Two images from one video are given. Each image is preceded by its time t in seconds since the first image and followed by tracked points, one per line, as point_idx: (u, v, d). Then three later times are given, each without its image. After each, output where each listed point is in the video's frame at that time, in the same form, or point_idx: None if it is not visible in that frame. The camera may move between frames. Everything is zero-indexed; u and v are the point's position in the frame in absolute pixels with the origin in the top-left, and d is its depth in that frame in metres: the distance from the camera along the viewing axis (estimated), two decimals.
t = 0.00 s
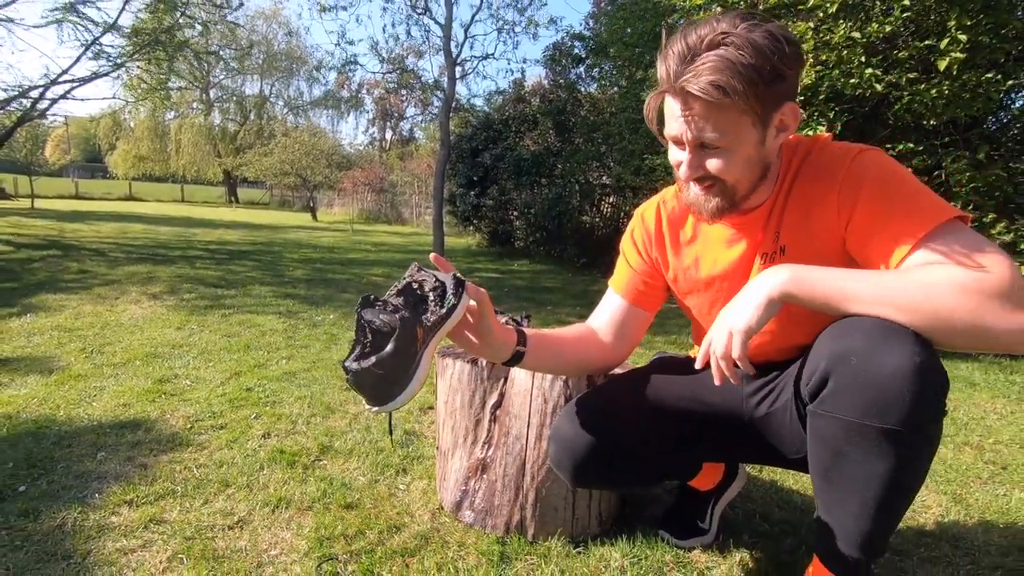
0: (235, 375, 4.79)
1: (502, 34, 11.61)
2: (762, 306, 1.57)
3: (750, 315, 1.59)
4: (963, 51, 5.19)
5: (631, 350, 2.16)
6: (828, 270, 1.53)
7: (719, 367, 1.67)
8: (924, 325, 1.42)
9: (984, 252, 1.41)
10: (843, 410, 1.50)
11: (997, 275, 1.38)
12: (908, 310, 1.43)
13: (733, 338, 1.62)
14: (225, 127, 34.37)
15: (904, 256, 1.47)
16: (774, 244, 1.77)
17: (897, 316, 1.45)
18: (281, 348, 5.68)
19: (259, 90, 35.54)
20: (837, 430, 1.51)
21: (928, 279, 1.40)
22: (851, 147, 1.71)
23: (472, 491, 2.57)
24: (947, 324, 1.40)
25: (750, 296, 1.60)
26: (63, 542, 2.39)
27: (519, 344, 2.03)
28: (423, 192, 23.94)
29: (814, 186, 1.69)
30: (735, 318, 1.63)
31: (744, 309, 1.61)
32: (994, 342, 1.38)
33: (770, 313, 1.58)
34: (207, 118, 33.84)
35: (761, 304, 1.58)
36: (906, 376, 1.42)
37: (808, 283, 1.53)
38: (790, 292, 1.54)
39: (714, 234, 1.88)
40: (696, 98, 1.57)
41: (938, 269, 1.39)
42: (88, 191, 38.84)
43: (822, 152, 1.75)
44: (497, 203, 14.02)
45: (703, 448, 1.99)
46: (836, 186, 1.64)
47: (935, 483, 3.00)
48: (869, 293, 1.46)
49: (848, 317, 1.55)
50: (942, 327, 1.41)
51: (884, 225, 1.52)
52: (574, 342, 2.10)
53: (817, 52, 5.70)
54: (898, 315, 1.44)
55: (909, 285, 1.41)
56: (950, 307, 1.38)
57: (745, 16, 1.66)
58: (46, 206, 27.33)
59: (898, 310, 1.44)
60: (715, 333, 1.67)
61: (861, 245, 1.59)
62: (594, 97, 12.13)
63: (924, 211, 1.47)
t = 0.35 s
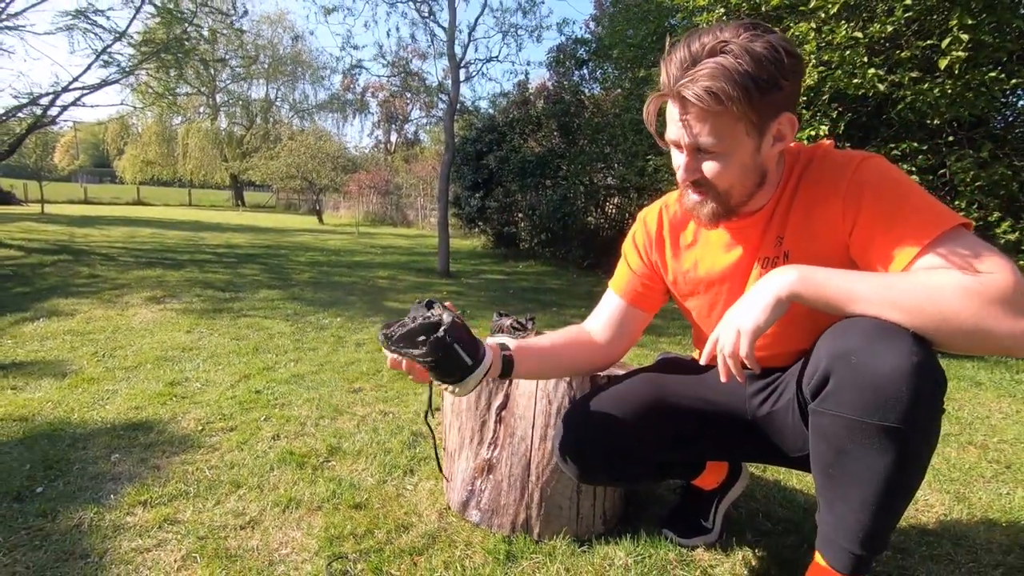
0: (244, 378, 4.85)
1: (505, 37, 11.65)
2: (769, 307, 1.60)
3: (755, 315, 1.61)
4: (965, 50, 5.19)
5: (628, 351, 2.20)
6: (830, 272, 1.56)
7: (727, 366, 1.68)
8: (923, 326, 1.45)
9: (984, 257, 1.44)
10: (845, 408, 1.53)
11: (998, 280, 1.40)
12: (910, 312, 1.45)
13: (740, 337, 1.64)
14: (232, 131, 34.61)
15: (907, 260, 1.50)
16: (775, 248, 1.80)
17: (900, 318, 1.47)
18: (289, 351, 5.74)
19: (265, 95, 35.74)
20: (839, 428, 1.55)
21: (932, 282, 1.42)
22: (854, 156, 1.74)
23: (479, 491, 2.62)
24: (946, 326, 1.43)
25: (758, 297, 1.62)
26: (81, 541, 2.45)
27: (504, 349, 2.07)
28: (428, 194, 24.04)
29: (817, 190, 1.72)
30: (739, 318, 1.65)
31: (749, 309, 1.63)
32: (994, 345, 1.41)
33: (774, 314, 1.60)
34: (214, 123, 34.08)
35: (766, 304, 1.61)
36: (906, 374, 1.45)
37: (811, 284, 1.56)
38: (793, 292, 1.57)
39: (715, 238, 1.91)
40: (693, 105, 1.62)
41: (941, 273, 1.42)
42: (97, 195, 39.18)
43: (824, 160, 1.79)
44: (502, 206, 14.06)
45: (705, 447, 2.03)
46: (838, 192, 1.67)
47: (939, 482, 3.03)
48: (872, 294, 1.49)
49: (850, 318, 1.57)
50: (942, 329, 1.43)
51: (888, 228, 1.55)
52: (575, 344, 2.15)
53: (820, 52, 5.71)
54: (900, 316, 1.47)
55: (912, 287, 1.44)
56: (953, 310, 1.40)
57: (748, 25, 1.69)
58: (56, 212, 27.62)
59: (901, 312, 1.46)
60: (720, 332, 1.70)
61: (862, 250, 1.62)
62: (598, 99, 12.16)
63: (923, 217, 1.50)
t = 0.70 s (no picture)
0: (251, 383, 4.88)
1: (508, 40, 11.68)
2: (773, 309, 1.60)
3: (760, 317, 1.61)
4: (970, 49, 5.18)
5: (632, 358, 2.22)
6: (834, 275, 1.56)
7: (731, 370, 1.69)
8: (927, 329, 1.45)
9: (988, 258, 1.44)
10: (848, 411, 1.54)
11: (1004, 281, 1.40)
12: (913, 315, 1.45)
13: (744, 342, 1.64)
14: (237, 137, 34.84)
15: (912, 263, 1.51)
16: (778, 251, 1.80)
17: (904, 321, 1.47)
18: (295, 355, 5.78)
19: (270, 100, 35.96)
20: (842, 431, 1.55)
21: (937, 283, 1.43)
22: (857, 157, 1.75)
23: (484, 493, 2.62)
24: (951, 328, 1.42)
25: (762, 300, 1.62)
26: (91, 545, 2.47)
27: (509, 354, 2.10)
28: (433, 197, 24.12)
29: (819, 193, 1.73)
30: (745, 321, 1.65)
31: (756, 311, 1.63)
32: (1000, 349, 1.40)
33: (780, 316, 1.60)
34: (220, 128, 34.30)
35: (772, 306, 1.60)
36: (909, 376, 1.46)
37: (816, 287, 1.56)
38: (797, 295, 1.58)
39: (717, 242, 1.92)
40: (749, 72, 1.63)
41: (946, 275, 1.42)
42: (104, 202, 39.51)
43: (826, 162, 1.80)
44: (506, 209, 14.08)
45: (711, 449, 2.03)
46: (842, 193, 1.68)
47: (947, 483, 3.01)
48: (877, 297, 1.49)
49: (855, 320, 1.58)
50: (945, 333, 1.44)
51: (892, 228, 1.55)
52: (579, 349, 2.15)
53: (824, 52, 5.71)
54: (903, 320, 1.47)
55: (916, 290, 1.45)
56: (959, 312, 1.40)
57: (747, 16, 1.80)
58: (64, 218, 27.86)
59: (904, 315, 1.46)
60: (725, 335, 1.70)
61: (864, 252, 1.63)
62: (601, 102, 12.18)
63: (926, 217, 1.51)
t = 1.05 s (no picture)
0: (254, 384, 4.90)
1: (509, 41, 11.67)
2: (768, 310, 1.60)
3: (755, 317, 1.61)
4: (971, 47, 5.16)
5: (631, 358, 2.22)
6: (827, 275, 1.56)
7: (728, 370, 1.68)
8: (921, 325, 1.45)
9: (982, 253, 1.43)
10: (844, 408, 1.54)
11: (998, 275, 1.39)
12: (906, 312, 1.45)
13: (740, 341, 1.63)
14: (240, 139, 34.96)
15: (905, 261, 1.50)
16: (773, 252, 1.80)
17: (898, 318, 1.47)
18: (297, 356, 5.78)
19: (272, 103, 36.06)
20: (839, 428, 1.55)
21: (928, 280, 1.42)
22: (847, 158, 1.75)
23: (486, 494, 2.62)
24: (946, 324, 1.42)
25: (756, 300, 1.62)
26: (94, 546, 2.49)
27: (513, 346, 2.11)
28: (435, 199, 24.16)
29: (811, 194, 1.74)
30: (739, 322, 1.65)
31: (750, 311, 1.63)
32: (997, 343, 1.39)
33: (775, 316, 1.60)
34: (223, 131, 34.42)
35: (765, 307, 1.60)
36: (905, 372, 1.45)
37: (809, 287, 1.56)
38: (791, 295, 1.57)
39: (711, 244, 1.92)
40: (705, 90, 1.64)
41: (939, 272, 1.42)
42: (109, 204, 39.70)
43: (816, 163, 1.80)
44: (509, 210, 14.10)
45: (712, 448, 2.02)
46: (832, 194, 1.68)
47: (951, 482, 3.00)
48: (870, 296, 1.49)
49: (850, 318, 1.58)
50: (940, 328, 1.43)
51: (882, 229, 1.55)
52: (578, 350, 2.15)
53: (824, 51, 5.72)
54: (897, 317, 1.47)
55: (909, 288, 1.44)
56: (953, 307, 1.39)
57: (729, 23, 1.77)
58: (69, 222, 27.99)
59: (897, 311, 1.46)
60: (721, 336, 1.69)
61: (858, 252, 1.62)
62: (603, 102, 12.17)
63: (916, 216, 1.51)
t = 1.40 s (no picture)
0: (256, 383, 4.90)
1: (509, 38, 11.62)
2: (767, 300, 1.59)
3: (754, 308, 1.60)
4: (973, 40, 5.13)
5: (632, 356, 2.22)
6: (826, 266, 1.56)
7: (728, 362, 1.67)
8: (920, 316, 1.44)
9: (980, 246, 1.43)
10: (842, 400, 1.53)
11: (997, 268, 1.38)
12: (906, 303, 1.44)
13: (740, 332, 1.63)
14: (241, 139, 35.00)
15: (904, 253, 1.49)
16: (771, 246, 1.80)
17: (896, 310, 1.46)
18: (299, 355, 5.79)
19: (273, 102, 36.05)
20: (837, 420, 1.54)
21: (927, 271, 1.42)
22: (848, 151, 1.74)
23: (487, 490, 2.62)
24: (945, 315, 1.41)
25: (756, 291, 1.62)
26: (97, 544, 2.49)
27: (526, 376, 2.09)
28: (437, 197, 24.17)
29: (810, 188, 1.73)
30: (738, 314, 1.64)
31: (749, 303, 1.62)
32: (996, 335, 1.39)
33: (773, 307, 1.59)
34: (224, 131, 34.43)
35: (763, 299, 1.60)
36: (903, 362, 1.45)
37: (809, 277, 1.55)
38: (790, 286, 1.57)
39: (709, 238, 1.92)
40: (674, 86, 1.64)
41: (938, 264, 1.41)
42: (112, 205, 39.77)
43: (815, 157, 1.80)
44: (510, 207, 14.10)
45: (712, 443, 2.02)
46: (832, 186, 1.68)
47: (954, 476, 2.99)
48: (868, 287, 1.48)
49: (848, 310, 1.57)
50: (939, 320, 1.42)
51: (880, 221, 1.54)
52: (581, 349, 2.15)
53: (825, 45, 5.69)
54: (896, 308, 1.46)
55: (907, 279, 1.44)
56: (951, 299, 1.38)
57: (727, 16, 1.72)
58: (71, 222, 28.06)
59: (896, 303, 1.45)
60: (722, 328, 1.69)
61: (858, 246, 1.62)
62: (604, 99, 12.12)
63: (914, 209, 1.51)
